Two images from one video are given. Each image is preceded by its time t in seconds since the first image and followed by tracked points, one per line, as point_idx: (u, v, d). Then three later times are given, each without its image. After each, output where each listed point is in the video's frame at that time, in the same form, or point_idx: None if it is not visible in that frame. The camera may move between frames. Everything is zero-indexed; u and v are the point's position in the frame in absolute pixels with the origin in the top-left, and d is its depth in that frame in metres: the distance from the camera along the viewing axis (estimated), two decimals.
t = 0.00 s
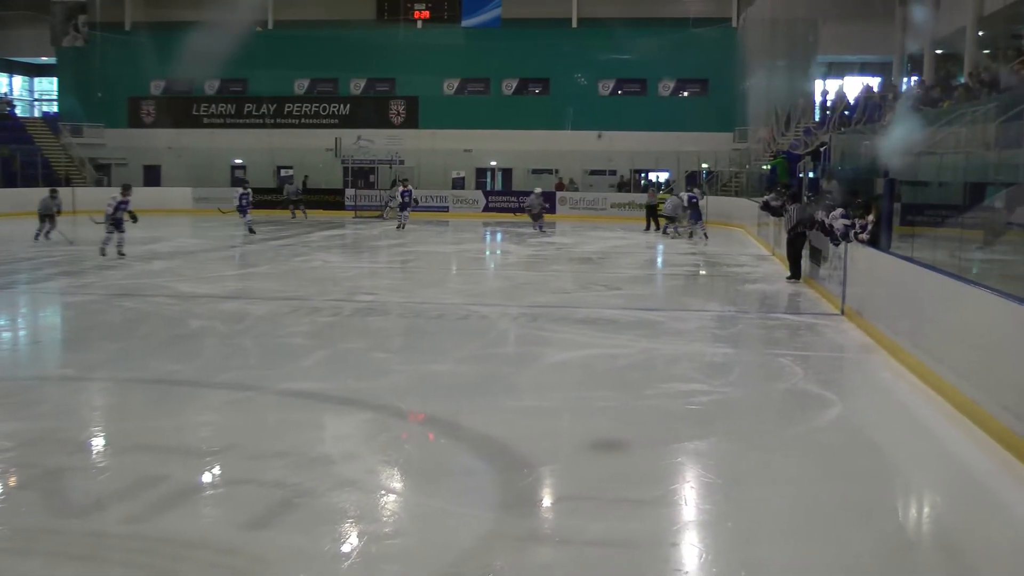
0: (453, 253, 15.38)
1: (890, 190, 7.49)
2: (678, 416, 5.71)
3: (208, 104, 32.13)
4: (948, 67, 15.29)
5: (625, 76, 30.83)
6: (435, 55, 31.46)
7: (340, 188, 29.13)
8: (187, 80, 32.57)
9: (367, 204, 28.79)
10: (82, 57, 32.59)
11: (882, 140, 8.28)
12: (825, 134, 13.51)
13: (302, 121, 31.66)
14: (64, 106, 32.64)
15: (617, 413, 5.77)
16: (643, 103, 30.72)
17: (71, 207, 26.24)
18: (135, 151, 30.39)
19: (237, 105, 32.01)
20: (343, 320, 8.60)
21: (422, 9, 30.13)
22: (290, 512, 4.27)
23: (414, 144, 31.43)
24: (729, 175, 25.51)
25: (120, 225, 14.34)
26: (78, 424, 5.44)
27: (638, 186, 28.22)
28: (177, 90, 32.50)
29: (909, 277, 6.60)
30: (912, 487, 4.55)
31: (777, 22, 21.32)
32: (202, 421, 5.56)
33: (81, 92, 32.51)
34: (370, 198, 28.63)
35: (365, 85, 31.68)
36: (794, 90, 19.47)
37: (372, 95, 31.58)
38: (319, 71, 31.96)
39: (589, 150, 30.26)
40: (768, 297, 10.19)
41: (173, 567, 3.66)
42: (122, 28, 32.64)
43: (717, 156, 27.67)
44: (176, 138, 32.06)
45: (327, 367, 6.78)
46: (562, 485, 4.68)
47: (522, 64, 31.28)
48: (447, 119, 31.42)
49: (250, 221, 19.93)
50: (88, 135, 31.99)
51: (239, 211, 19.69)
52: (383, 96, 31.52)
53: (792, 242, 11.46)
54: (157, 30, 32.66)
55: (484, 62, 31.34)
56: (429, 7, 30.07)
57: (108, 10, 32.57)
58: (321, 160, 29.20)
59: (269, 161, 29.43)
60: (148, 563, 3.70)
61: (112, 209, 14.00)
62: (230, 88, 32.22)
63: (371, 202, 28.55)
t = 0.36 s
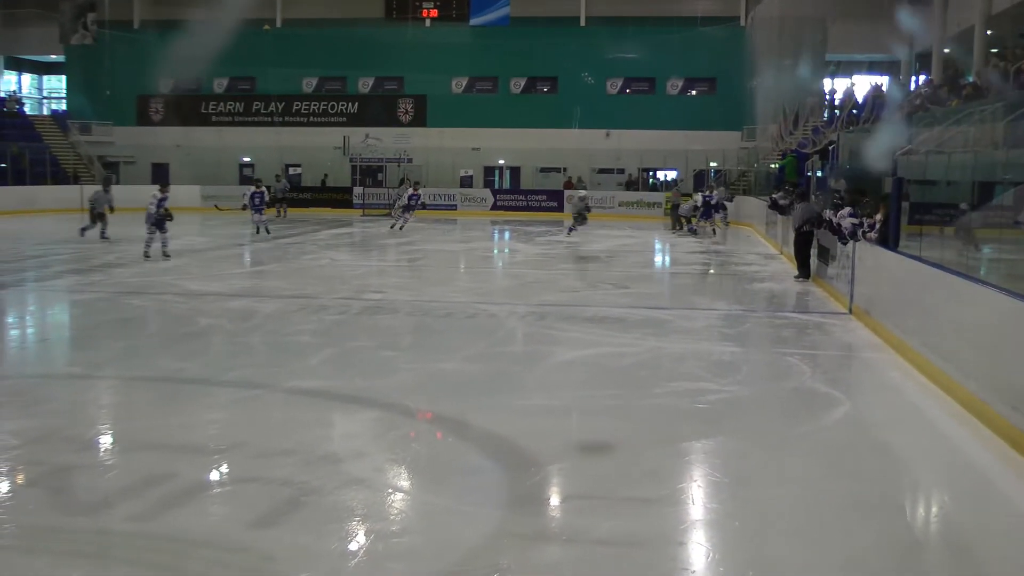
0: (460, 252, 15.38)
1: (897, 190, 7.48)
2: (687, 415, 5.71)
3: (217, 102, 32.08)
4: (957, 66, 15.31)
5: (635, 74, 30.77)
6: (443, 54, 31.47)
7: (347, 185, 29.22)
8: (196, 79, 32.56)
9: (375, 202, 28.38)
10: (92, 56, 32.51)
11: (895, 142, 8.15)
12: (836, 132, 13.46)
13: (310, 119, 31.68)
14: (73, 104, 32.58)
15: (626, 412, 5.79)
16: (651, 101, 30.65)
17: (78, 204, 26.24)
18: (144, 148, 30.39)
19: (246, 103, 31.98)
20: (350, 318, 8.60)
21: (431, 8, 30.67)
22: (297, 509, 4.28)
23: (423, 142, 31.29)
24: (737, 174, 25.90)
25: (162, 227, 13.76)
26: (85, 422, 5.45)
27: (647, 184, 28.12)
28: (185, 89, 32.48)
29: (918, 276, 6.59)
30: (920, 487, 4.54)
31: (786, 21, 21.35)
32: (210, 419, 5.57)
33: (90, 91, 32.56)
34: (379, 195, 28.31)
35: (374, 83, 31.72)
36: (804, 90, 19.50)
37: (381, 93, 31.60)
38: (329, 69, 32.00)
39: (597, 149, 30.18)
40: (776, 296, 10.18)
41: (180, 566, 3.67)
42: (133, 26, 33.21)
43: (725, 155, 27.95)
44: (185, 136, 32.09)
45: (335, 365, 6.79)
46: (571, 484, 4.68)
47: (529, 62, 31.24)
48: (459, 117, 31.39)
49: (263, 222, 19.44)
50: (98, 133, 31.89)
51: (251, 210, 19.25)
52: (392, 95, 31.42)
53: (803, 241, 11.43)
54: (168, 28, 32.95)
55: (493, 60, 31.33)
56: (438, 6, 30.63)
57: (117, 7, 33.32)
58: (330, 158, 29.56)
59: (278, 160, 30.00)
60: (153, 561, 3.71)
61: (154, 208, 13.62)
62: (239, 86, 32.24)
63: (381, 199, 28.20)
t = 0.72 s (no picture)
0: (462, 251, 15.34)
1: (900, 190, 7.45)
2: (690, 414, 5.70)
3: (219, 100, 32.12)
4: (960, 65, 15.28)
5: (636, 74, 30.80)
6: (444, 53, 31.49)
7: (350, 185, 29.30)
8: (198, 78, 32.62)
9: (378, 202, 28.31)
10: (94, 54, 32.55)
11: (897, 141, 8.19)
12: (838, 131, 13.44)
13: (312, 118, 31.75)
14: (76, 103, 32.53)
15: (627, 411, 5.78)
16: (653, 101, 30.71)
17: (80, 203, 26.25)
18: (146, 148, 30.59)
19: (249, 102, 32.05)
20: (353, 317, 8.59)
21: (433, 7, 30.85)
22: (298, 509, 4.28)
23: (425, 142, 31.35)
24: (741, 173, 25.91)
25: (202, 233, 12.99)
26: (87, 421, 5.45)
27: (649, 183, 28.25)
28: (187, 88, 32.58)
29: (919, 276, 6.59)
30: (922, 486, 4.54)
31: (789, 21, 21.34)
32: (212, 418, 5.57)
33: (92, 89, 32.53)
34: (381, 195, 28.25)
35: (375, 82, 31.73)
36: (806, 90, 19.47)
37: (383, 93, 31.64)
38: (330, 69, 31.98)
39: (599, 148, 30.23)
40: (778, 295, 10.16)
41: (181, 566, 3.66)
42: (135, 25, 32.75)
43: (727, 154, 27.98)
44: (188, 136, 32.08)
45: (337, 365, 6.79)
46: (574, 484, 4.67)
47: (530, 62, 31.25)
48: (461, 117, 31.37)
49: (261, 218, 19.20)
50: (100, 132, 31.88)
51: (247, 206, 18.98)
52: (394, 94, 31.55)
53: (805, 241, 11.45)
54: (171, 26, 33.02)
55: (494, 60, 31.30)
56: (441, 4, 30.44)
57: (119, 7, 33.00)
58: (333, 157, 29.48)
59: (280, 160, 29.74)
60: (154, 561, 3.70)
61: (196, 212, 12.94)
62: (241, 85, 32.26)
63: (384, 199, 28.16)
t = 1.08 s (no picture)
0: (457, 251, 15.30)
1: (893, 190, 7.48)
2: (683, 414, 5.71)
3: (213, 100, 32.09)
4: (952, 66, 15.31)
5: (630, 74, 30.80)
6: (439, 53, 31.49)
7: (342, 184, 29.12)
8: (192, 76, 32.62)
9: (372, 201, 28.32)
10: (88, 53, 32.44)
11: (891, 142, 8.21)
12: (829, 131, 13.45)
13: (306, 117, 31.67)
14: (69, 101, 32.38)
15: (620, 411, 5.78)
16: (647, 101, 30.70)
17: (74, 202, 26.22)
18: (140, 147, 30.57)
19: (243, 101, 32.01)
20: (346, 317, 8.58)
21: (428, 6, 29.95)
22: (292, 508, 4.28)
23: (420, 142, 31.30)
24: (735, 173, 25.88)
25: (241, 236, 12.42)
26: (80, 420, 5.45)
27: (643, 183, 28.26)
28: (182, 87, 32.59)
29: (913, 276, 6.61)
30: (915, 487, 4.55)
31: (782, 20, 21.31)
32: (205, 417, 5.56)
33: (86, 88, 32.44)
34: (375, 194, 28.24)
35: (369, 82, 31.78)
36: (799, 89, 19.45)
37: (377, 92, 31.65)
38: (324, 68, 31.99)
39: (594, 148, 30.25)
40: (773, 295, 10.17)
41: (174, 565, 3.66)
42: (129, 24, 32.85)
43: (722, 155, 27.99)
44: (183, 134, 32.15)
45: (330, 364, 6.78)
46: (568, 484, 4.67)
47: (525, 62, 31.28)
48: (455, 116, 31.34)
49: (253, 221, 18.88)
50: (93, 131, 31.55)
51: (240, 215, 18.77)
52: (388, 93, 31.56)
53: (798, 241, 11.49)
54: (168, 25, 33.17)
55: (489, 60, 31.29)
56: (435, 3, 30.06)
57: (113, 6, 33.05)
58: (326, 156, 29.38)
59: (274, 159, 29.99)
60: (147, 561, 3.69)
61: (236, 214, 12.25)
62: (236, 84, 32.25)
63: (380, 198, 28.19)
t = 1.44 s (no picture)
0: (452, 251, 15.28)
1: (887, 189, 7.53)
2: (676, 414, 5.72)
3: (207, 100, 32.10)
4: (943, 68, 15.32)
5: (625, 74, 30.80)
6: (434, 52, 31.47)
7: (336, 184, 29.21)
8: (186, 76, 32.51)
9: (366, 200, 28.25)
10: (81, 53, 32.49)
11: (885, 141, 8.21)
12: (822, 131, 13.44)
13: (299, 117, 31.76)
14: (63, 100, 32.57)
15: (613, 411, 5.79)
16: (642, 101, 30.70)
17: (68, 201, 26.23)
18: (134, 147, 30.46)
19: (236, 101, 32.01)
20: (340, 317, 8.58)
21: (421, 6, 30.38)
22: (285, 508, 4.28)
23: (413, 142, 31.34)
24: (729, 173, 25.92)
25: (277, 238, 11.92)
26: (74, 420, 5.44)
27: (637, 183, 28.30)
28: (176, 86, 32.51)
29: (907, 277, 6.62)
30: (908, 487, 4.55)
31: (776, 21, 21.32)
32: (198, 417, 5.56)
33: (80, 87, 32.43)
34: (370, 194, 28.14)
35: (364, 82, 31.67)
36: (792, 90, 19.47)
37: (370, 92, 31.60)
38: (319, 67, 31.96)
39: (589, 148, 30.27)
40: (766, 296, 10.17)
41: (167, 565, 3.65)
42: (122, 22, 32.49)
43: (715, 155, 28.04)
44: (176, 134, 32.21)
45: (324, 364, 6.79)
46: (562, 485, 4.67)
47: (519, 63, 31.26)
48: (449, 115, 31.36)
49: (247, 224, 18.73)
50: (88, 130, 31.65)
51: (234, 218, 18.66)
52: (381, 93, 31.48)
53: (791, 240, 11.50)
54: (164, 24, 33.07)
55: (484, 60, 31.26)
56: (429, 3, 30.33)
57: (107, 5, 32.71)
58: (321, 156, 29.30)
59: (268, 160, 29.94)
60: (140, 561, 3.69)
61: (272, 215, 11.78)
62: (229, 84, 32.29)
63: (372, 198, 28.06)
